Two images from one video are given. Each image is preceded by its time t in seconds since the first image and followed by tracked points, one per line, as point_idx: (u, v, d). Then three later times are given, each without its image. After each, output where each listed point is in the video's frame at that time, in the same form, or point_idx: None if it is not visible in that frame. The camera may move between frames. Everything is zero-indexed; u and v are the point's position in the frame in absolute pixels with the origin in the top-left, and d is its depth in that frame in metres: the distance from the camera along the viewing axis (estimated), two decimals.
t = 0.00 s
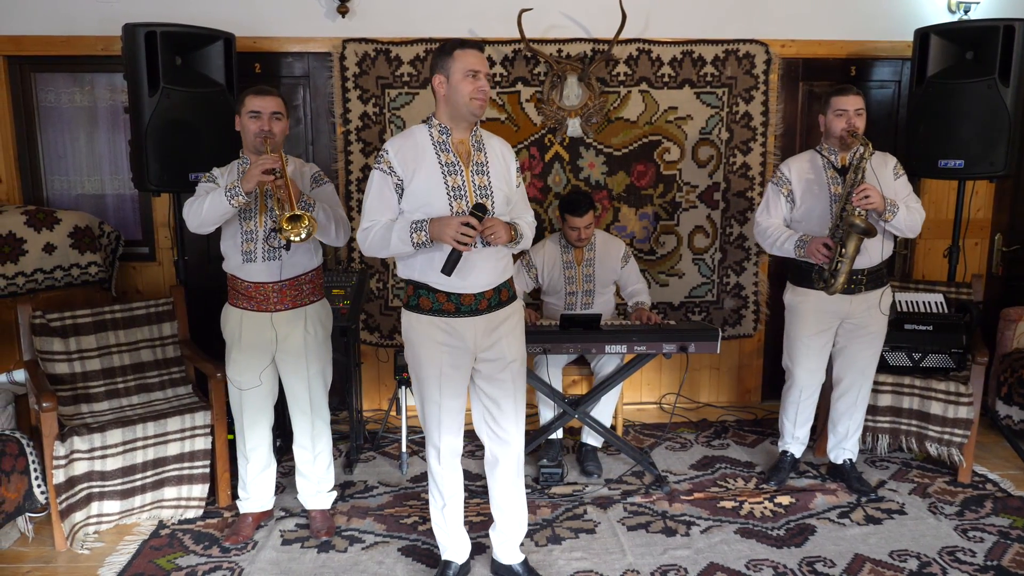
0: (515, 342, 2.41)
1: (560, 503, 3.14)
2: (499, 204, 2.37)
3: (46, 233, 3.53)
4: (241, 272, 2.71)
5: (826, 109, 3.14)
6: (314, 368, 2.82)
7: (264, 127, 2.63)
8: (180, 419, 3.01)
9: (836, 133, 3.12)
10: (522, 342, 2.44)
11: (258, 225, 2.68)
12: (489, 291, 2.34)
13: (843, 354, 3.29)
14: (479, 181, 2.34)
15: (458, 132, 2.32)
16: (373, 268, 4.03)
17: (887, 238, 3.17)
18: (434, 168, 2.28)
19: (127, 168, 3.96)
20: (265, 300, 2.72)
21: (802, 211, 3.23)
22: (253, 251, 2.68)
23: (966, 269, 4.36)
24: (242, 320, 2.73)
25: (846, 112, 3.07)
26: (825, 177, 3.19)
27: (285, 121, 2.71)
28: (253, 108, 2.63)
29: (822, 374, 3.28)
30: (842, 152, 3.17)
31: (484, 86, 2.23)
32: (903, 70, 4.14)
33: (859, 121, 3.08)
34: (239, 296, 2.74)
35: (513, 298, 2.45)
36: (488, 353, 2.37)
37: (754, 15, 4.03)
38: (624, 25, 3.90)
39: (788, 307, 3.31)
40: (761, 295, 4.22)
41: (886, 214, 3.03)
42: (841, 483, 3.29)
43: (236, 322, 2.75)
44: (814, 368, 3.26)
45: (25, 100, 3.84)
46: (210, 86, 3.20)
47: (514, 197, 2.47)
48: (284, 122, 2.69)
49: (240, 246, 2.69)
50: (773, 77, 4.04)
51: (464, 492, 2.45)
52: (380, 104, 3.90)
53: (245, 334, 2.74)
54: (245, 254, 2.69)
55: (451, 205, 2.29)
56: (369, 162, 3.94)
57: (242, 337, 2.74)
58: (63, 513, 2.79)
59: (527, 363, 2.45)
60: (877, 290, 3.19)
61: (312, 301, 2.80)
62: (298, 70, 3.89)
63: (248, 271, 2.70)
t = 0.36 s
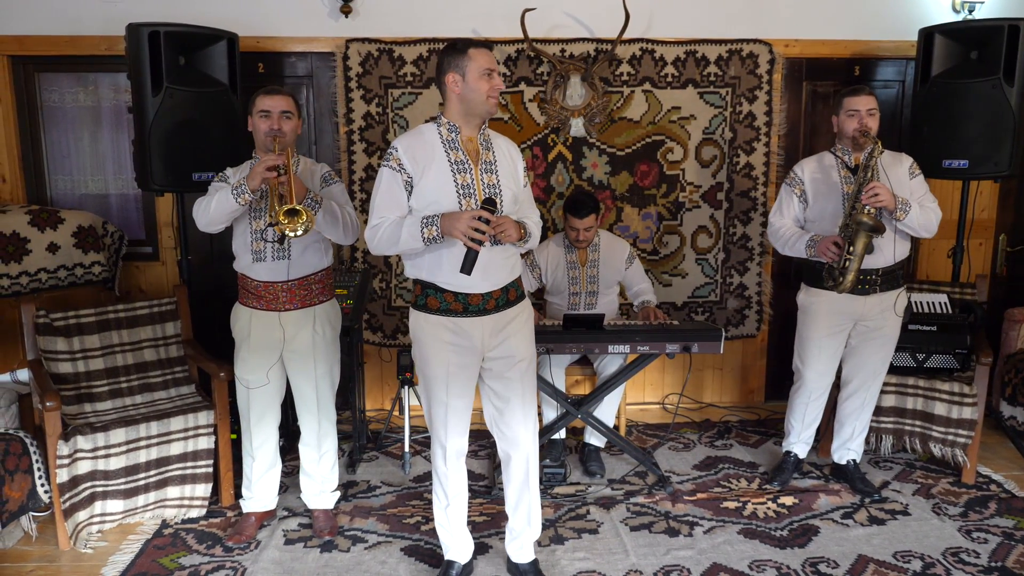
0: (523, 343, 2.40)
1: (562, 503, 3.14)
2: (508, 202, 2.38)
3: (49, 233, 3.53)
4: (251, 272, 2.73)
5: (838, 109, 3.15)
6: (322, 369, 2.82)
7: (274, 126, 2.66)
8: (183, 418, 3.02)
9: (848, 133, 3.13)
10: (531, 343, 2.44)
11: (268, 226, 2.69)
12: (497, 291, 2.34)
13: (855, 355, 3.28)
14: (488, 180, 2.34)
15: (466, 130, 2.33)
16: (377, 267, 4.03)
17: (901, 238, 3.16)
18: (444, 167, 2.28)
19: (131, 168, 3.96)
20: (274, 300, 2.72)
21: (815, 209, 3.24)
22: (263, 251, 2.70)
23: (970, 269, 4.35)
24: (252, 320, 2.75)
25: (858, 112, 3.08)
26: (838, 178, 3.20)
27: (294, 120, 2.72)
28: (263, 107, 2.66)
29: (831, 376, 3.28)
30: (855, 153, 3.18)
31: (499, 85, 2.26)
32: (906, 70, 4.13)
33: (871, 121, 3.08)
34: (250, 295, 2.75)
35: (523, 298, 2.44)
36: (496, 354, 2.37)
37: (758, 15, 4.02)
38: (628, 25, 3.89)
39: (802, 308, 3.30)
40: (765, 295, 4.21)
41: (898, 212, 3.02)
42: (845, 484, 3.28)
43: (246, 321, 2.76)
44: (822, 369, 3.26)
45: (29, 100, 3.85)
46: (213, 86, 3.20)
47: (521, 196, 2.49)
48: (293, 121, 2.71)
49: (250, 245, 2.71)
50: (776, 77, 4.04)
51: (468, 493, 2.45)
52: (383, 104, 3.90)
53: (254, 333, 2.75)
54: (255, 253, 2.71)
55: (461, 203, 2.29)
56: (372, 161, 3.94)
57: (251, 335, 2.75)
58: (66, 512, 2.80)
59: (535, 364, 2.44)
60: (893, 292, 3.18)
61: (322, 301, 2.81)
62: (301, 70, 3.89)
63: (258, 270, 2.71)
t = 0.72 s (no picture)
0: (543, 347, 2.37)
1: (566, 503, 3.14)
2: (536, 203, 2.32)
3: (53, 233, 3.54)
4: (260, 271, 2.73)
5: (852, 108, 3.15)
6: (330, 369, 2.82)
7: (281, 123, 2.66)
8: (187, 418, 3.02)
9: (861, 131, 3.13)
10: (551, 347, 2.41)
11: (277, 223, 2.69)
12: (518, 292, 2.30)
13: (862, 356, 3.27)
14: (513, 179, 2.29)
15: (493, 129, 2.30)
16: (380, 267, 4.03)
17: (912, 237, 3.15)
18: (468, 165, 2.27)
19: (135, 167, 3.97)
20: (283, 300, 2.73)
21: (825, 206, 3.25)
22: (272, 249, 2.70)
23: (975, 270, 4.34)
24: (261, 318, 2.76)
25: (870, 111, 3.07)
26: (850, 176, 3.19)
27: (302, 117, 2.73)
28: (271, 105, 2.68)
29: (838, 377, 3.27)
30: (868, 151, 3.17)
31: (513, 83, 2.19)
32: (911, 70, 4.12)
33: (884, 120, 3.06)
34: (259, 294, 2.76)
35: (546, 302, 2.40)
36: (514, 355, 2.35)
37: (761, 15, 4.02)
38: (631, 25, 3.89)
39: (810, 307, 3.29)
40: (768, 295, 4.21)
41: (906, 209, 3.02)
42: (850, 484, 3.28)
43: (254, 320, 2.77)
44: (828, 369, 3.25)
45: (34, 100, 3.86)
46: (217, 86, 3.21)
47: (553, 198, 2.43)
48: (301, 118, 2.72)
49: (260, 243, 2.71)
50: (780, 76, 4.03)
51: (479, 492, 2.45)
52: (387, 103, 3.90)
53: (262, 331, 2.76)
54: (265, 251, 2.71)
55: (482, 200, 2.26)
56: (376, 161, 3.94)
57: (260, 334, 2.76)
58: (70, 511, 2.80)
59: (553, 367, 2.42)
60: (901, 294, 3.17)
61: (331, 301, 2.81)
62: (304, 70, 3.90)
63: (268, 269, 2.71)
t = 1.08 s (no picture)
0: (554, 352, 2.35)
1: (569, 503, 3.14)
2: (557, 206, 2.27)
3: (58, 233, 3.55)
4: (267, 270, 2.74)
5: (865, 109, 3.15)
6: (336, 369, 2.82)
7: (288, 123, 2.67)
8: (190, 418, 3.03)
9: (873, 131, 3.11)
10: (564, 350, 2.38)
11: (284, 222, 2.70)
12: (529, 296, 2.28)
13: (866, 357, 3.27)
14: (531, 181, 2.25)
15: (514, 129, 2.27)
16: (383, 267, 4.03)
17: (918, 238, 3.14)
18: (487, 165, 2.26)
19: (139, 168, 3.98)
20: (290, 299, 2.73)
21: (832, 204, 3.25)
22: (279, 248, 2.71)
23: (978, 270, 4.34)
24: (266, 318, 2.77)
25: (883, 111, 3.06)
26: (859, 176, 3.19)
27: (308, 117, 2.74)
28: (278, 105, 2.69)
29: (842, 378, 3.27)
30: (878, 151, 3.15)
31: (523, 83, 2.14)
32: (914, 70, 4.12)
33: (896, 120, 3.06)
34: (266, 294, 2.77)
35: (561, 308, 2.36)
36: (523, 358, 2.34)
37: (765, 15, 4.02)
38: (634, 25, 3.89)
39: (815, 307, 3.30)
40: (772, 295, 4.20)
41: (912, 209, 3.00)
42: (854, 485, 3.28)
43: (260, 320, 2.78)
44: (832, 369, 3.26)
45: (39, 100, 3.87)
46: (221, 86, 3.21)
47: (581, 200, 2.34)
48: (307, 118, 2.73)
49: (266, 241, 2.72)
50: (783, 77, 4.03)
51: (485, 492, 2.45)
52: (390, 104, 3.91)
53: (268, 331, 2.76)
54: (272, 250, 2.73)
55: (495, 200, 2.24)
56: (379, 161, 3.95)
57: (265, 334, 2.77)
58: (74, 510, 2.81)
59: (564, 371, 2.39)
60: (908, 296, 3.16)
61: (337, 301, 2.81)
62: (308, 70, 3.90)
63: (274, 268, 2.72)
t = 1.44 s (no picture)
0: (555, 355, 2.35)
1: (572, 503, 3.14)
2: (557, 207, 2.27)
3: (62, 233, 3.56)
4: (268, 271, 2.74)
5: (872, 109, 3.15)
6: (337, 369, 2.83)
7: (290, 123, 2.67)
8: (194, 418, 3.03)
9: (879, 132, 3.13)
10: (565, 352, 2.38)
11: (286, 223, 2.71)
12: (528, 299, 2.28)
13: (869, 358, 3.27)
14: (532, 181, 2.26)
15: (518, 131, 2.27)
16: (386, 268, 4.04)
17: (922, 240, 3.13)
18: (489, 166, 2.27)
19: (142, 168, 3.99)
20: (292, 300, 2.74)
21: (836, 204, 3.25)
22: (281, 249, 2.72)
23: (981, 271, 4.34)
24: (269, 319, 2.77)
25: (889, 112, 3.06)
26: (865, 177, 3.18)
27: (311, 118, 2.74)
28: (280, 106, 2.70)
29: (845, 379, 3.27)
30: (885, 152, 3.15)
31: (523, 86, 2.15)
32: (917, 71, 4.11)
33: (903, 121, 3.06)
34: (268, 295, 2.77)
35: (562, 311, 2.35)
36: (524, 360, 2.33)
37: (768, 15, 4.02)
38: (637, 26, 3.90)
39: (819, 308, 3.29)
40: (774, 296, 4.20)
41: (917, 211, 2.99)
42: (856, 485, 3.28)
43: (263, 322, 2.78)
44: (835, 370, 3.25)
45: (43, 101, 3.88)
46: (224, 87, 3.22)
47: (581, 203, 2.33)
48: (310, 118, 2.73)
49: (268, 242, 2.73)
50: (786, 78, 4.03)
51: (490, 494, 2.46)
52: (393, 104, 3.91)
53: (271, 332, 2.77)
54: (274, 252, 2.74)
55: (495, 199, 2.25)
56: (382, 162, 3.96)
57: (268, 335, 2.77)
58: (78, 510, 2.81)
59: (566, 372, 2.39)
60: (911, 298, 3.16)
61: (338, 301, 2.82)
62: (311, 71, 3.91)
63: (277, 269, 2.73)
